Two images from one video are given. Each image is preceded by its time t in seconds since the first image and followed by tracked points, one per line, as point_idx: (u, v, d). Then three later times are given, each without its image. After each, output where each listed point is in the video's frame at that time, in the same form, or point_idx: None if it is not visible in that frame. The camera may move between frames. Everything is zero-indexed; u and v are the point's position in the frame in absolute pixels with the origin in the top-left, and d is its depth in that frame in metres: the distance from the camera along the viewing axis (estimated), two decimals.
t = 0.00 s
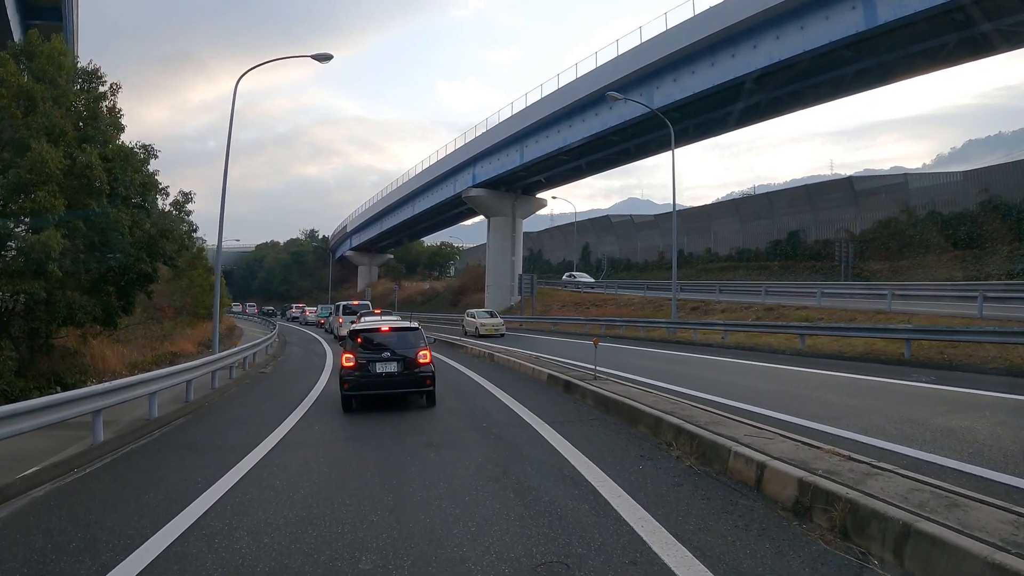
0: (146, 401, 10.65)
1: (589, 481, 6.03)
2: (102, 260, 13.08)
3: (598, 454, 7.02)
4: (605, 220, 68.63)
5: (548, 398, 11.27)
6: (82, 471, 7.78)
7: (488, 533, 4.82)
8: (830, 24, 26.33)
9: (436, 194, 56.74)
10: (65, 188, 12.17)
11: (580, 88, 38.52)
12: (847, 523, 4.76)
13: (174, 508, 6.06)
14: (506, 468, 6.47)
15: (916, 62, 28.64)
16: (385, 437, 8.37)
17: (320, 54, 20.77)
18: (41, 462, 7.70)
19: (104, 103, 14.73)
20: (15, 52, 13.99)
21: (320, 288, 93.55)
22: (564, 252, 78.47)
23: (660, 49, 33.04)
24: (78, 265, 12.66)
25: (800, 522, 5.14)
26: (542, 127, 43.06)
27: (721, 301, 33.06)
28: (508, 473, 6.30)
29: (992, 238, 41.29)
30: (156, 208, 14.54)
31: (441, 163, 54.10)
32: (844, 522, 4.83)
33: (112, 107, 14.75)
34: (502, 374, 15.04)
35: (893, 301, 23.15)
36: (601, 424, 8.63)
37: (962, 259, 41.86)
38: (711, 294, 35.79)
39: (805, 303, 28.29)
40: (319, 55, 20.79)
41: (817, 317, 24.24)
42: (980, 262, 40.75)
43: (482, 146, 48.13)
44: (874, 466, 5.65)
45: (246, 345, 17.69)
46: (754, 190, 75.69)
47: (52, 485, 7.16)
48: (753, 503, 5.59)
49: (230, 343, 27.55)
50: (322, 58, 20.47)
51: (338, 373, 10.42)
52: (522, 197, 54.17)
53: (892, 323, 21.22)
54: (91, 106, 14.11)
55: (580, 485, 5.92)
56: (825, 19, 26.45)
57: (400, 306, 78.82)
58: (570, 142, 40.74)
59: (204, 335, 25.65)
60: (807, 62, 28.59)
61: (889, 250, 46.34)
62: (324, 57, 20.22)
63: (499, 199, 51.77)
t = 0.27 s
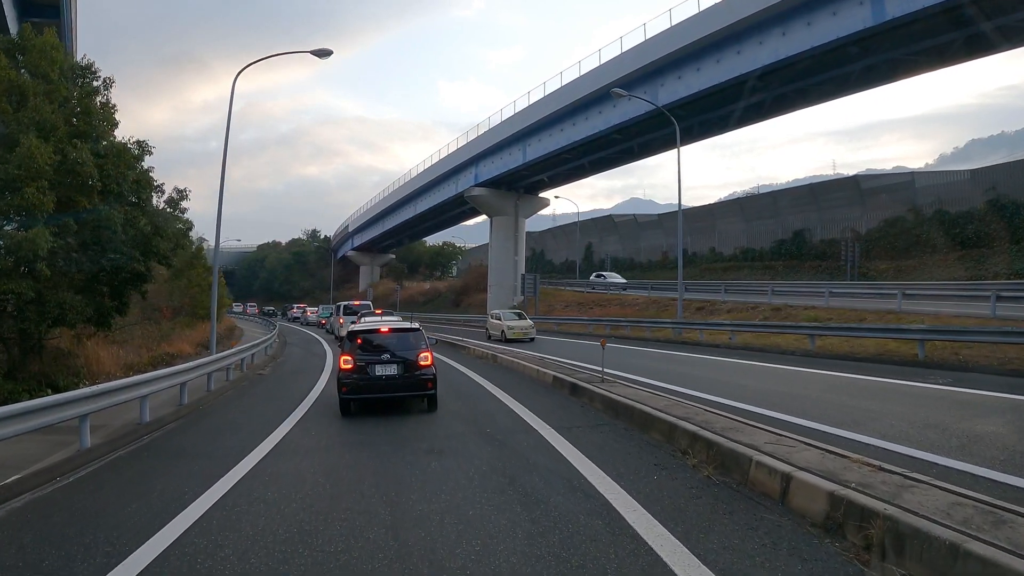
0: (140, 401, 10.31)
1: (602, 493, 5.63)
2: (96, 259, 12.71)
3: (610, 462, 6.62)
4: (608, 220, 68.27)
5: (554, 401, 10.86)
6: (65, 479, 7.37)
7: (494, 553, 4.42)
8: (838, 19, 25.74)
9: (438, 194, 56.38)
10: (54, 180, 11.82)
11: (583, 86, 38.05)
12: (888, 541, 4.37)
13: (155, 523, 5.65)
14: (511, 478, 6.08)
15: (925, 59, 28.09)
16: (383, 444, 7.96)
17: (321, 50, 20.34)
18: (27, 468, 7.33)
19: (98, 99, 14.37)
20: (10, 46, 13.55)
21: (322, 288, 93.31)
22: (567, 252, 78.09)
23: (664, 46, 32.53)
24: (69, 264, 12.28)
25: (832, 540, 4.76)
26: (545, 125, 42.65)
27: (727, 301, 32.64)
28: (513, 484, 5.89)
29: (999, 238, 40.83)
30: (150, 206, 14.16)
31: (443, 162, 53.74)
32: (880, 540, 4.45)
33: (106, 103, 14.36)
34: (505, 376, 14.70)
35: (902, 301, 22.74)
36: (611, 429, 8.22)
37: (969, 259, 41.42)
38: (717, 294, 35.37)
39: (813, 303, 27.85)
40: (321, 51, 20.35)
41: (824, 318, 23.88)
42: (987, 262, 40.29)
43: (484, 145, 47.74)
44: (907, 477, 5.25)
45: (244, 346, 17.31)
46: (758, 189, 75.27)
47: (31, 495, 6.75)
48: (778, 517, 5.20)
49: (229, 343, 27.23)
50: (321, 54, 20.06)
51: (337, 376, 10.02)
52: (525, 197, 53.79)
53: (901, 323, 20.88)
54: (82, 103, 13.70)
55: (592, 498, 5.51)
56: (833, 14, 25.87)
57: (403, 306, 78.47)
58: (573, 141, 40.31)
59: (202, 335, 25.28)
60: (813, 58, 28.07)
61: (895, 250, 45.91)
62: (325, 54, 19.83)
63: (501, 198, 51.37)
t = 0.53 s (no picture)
0: (131, 408, 9.87)
1: (615, 507, 5.25)
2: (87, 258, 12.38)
3: (621, 472, 6.23)
4: (611, 219, 67.88)
5: (560, 404, 10.47)
6: (47, 488, 6.99)
7: None
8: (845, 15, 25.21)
9: (439, 194, 56.02)
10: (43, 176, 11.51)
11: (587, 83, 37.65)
12: (932, 563, 3.99)
13: (133, 537, 5.28)
14: (517, 489, 5.70)
15: (934, 56, 27.54)
16: (380, 451, 7.57)
17: (322, 46, 19.89)
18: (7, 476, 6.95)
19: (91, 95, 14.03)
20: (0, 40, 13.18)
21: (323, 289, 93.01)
22: (569, 252, 77.68)
23: (668, 43, 32.09)
24: (60, 263, 11.95)
25: (869, 560, 4.38)
26: (547, 124, 42.26)
27: (733, 301, 32.23)
28: (519, 496, 5.51)
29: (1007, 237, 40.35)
30: (144, 204, 13.84)
31: (445, 161, 53.37)
32: (922, 560, 4.06)
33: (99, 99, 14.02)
34: (508, 378, 14.36)
35: (912, 301, 22.34)
36: (620, 436, 7.82)
37: (977, 258, 40.96)
38: (722, 293, 34.94)
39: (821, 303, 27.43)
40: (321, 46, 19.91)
41: (832, 318, 23.50)
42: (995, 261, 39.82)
43: (486, 144, 47.36)
44: (946, 490, 4.87)
45: (242, 347, 16.94)
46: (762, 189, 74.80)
47: (10, 505, 6.38)
48: (807, 534, 4.82)
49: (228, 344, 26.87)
50: (321, 50, 19.65)
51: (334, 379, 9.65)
52: (528, 196, 53.39)
53: (912, 323, 20.53)
54: (75, 98, 13.35)
55: (604, 512, 5.13)
56: (840, 11, 25.33)
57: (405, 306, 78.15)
58: (577, 139, 39.91)
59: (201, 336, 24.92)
60: (820, 55, 27.56)
61: (901, 249, 45.46)
62: (325, 50, 19.43)
63: (503, 198, 51.00)
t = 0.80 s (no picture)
0: (122, 412, 9.47)
1: (629, 521, 4.88)
2: (78, 257, 12.08)
3: (634, 481, 5.86)
4: (614, 219, 67.48)
5: (567, 408, 10.11)
6: (29, 496, 6.64)
7: None
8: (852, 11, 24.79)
9: (441, 194, 55.72)
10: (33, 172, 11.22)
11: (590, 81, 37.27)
12: None
13: (106, 554, 4.90)
14: (523, 502, 5.34)
15: (943, 53, 27.00)
16: (377, 459, 7.20)
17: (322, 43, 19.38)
18: None
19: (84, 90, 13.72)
20: None
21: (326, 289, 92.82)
22: (572, 252, 77.26)
23: (672, 40, 31.70)
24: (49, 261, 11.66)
25: None
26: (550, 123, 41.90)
27: (739, 301, 31.85)
28: (526, 510, 5.15)
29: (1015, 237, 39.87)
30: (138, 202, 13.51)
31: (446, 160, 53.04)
32: None
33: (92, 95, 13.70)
34: (512, 380, 14.02)
35: (922, 301, 21.92)
36: (630, 442, 7.46)
37: (984, 257, 40.48)
38: (728, 293, 34.55)
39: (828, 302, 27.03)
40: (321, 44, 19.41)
41: (841, 318, 23.13)
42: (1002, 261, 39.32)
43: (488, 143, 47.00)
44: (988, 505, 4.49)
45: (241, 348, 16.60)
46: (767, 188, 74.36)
47: None
48: (838, 551, 4.46)
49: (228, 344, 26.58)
50: (321, 46, 19.23)
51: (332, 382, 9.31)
52: (531, 195, 53.04)
53: (922, 323, 20.16)
54: (68, 93, 13.02)
55: (617, 527, 4.78)
56: (847, 6, 24.89)
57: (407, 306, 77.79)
58: (579, 138, 39.56)
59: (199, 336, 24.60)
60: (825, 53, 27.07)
61: (907, 248, 45.00)
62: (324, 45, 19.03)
63: (506, 197, 50.67)
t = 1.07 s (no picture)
0: (113, 415, 9.11)
1: (644, 537, 4.54)
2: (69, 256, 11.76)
3: (647, 492, 5.52)
4: (617, 218, 67.06)
5: (573, 411, 9.76)
6: (11, 505, 6.34)
7: None
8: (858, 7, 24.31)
9: (442, 193, 55.41)
10: (25, 169, 10.91)
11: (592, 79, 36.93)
12: None
13: (81, 570, 4.60)
14: (529, 515, 5.00)
15: (951, 50, 26.54)
16: (373, 467, 6.88)
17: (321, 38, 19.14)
18: None
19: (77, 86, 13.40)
20: None
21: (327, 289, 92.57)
22: (575, 251, 76.85)
23: (675, 38, 31.34)
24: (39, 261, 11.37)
25: None
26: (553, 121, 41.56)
27: (745, 301, 31.47)
28: (532, 525, 4.82)
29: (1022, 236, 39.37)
30: (131, 200, 13.20)
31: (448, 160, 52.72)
32: None
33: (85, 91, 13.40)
34: (515, 382, 13.66)
35: (932, 300, 21.50)
36: (641, 449, 7.11)
37: (991, 256, 40.00)
38: (733, 293, 34.16)
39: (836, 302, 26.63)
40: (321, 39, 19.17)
41: (850, 318, 22.73)
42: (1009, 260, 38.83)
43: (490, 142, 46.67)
44: None
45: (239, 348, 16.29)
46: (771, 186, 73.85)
47: None
48: (871, 572, 4.11)
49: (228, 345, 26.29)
50: (320, 42, 18.94)
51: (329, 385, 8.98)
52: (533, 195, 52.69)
53: (933, 323, 19.72)
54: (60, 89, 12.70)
55: (631, 544, 4.44)
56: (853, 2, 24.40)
57: (409, 307, 77.47)
58: (582, 136, 39.22)
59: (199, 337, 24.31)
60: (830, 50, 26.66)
61: (914, 247, 44.52)
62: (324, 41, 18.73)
63: (508, 197, 50.35)
